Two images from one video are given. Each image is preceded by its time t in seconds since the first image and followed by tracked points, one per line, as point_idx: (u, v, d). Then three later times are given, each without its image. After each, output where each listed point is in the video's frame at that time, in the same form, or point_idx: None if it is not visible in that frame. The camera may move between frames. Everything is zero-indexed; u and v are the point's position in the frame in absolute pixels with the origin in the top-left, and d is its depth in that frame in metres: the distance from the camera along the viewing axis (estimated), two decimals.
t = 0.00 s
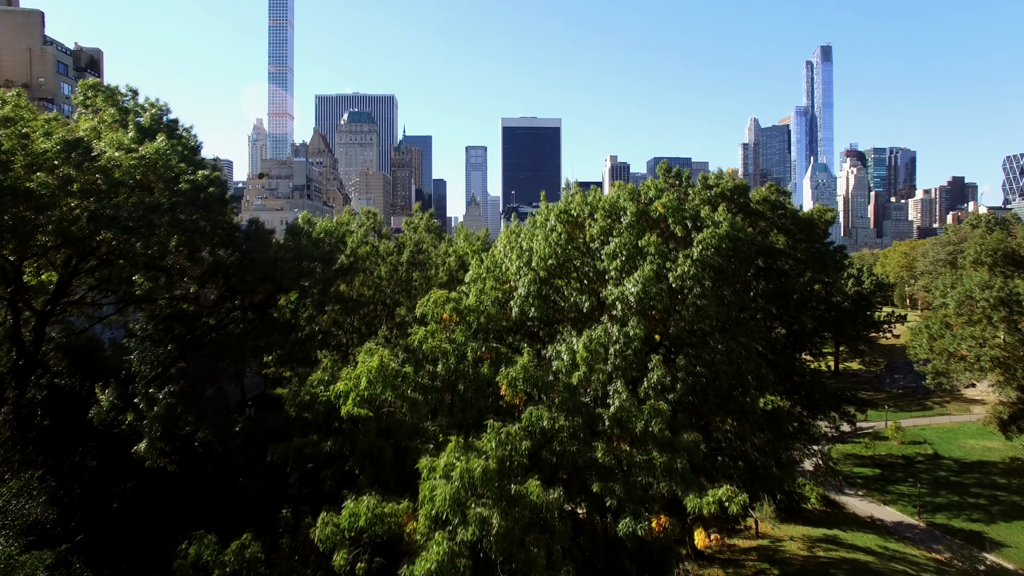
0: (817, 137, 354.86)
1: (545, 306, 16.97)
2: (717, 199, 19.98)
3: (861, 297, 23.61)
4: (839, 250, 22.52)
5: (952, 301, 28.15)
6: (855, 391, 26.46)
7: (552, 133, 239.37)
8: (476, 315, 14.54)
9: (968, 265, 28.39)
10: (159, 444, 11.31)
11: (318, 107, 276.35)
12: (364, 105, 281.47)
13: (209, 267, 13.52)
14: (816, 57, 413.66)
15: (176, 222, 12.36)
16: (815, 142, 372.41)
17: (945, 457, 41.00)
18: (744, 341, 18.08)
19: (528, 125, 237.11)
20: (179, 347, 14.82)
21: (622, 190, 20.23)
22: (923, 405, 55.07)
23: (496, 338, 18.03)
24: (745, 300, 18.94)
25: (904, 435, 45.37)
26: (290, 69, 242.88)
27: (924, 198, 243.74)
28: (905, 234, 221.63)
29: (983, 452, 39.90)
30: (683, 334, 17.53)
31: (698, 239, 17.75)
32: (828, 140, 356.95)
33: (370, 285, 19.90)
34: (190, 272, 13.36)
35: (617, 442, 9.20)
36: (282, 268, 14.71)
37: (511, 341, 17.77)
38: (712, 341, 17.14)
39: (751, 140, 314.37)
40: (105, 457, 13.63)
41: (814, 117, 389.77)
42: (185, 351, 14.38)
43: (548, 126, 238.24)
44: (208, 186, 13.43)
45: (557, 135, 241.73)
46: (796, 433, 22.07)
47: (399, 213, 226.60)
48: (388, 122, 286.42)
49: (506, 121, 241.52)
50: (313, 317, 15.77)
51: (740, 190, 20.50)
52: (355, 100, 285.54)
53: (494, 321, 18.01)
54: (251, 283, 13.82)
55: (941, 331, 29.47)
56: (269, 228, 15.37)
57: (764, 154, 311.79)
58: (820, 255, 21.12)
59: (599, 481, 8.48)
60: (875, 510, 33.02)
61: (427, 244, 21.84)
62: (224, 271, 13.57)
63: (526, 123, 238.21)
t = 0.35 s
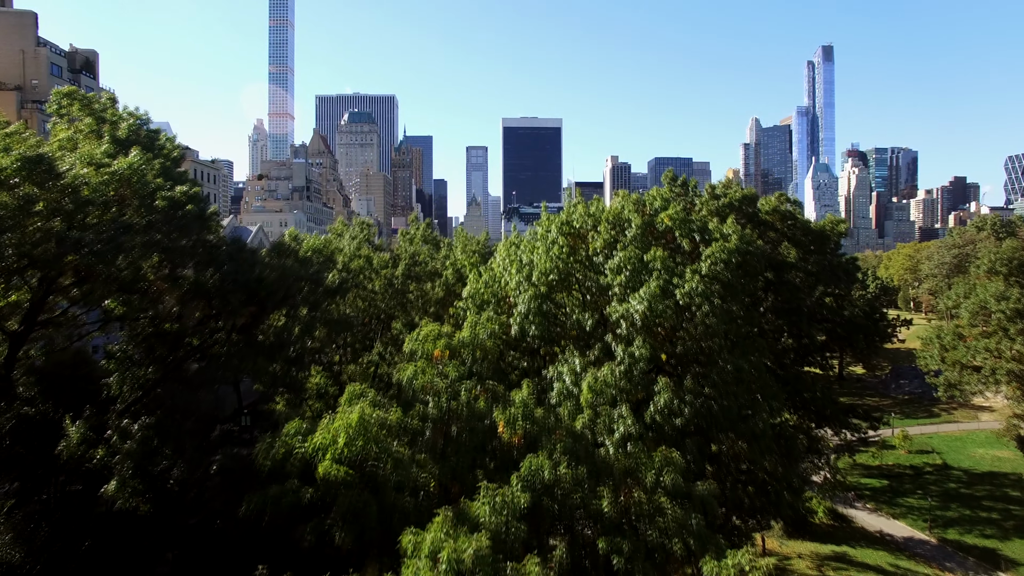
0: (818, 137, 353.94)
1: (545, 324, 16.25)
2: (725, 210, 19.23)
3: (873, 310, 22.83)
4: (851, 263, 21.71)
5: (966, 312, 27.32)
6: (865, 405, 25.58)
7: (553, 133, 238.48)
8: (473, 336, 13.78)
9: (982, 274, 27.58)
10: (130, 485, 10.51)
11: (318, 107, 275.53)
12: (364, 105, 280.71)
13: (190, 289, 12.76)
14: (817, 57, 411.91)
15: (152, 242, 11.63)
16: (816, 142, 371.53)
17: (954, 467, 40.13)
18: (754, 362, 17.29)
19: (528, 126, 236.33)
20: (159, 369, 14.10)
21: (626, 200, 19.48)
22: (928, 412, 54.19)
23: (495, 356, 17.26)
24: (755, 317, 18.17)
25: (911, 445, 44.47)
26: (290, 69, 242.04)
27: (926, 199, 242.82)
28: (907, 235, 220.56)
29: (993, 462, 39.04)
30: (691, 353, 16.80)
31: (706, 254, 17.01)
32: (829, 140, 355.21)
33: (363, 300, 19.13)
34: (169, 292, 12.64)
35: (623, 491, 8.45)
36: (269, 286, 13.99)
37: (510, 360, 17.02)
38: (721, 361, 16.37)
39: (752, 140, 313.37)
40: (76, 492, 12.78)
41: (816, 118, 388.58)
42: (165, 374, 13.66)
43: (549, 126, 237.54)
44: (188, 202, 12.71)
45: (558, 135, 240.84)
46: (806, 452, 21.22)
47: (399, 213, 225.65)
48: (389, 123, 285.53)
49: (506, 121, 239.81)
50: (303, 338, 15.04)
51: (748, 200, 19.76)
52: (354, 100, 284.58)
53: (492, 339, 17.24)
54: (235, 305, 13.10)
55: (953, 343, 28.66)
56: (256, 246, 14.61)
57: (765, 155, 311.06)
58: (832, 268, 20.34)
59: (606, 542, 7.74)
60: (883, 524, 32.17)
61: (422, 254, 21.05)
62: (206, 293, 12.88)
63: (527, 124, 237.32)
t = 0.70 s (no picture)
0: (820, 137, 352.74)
1: (546, 344, 15.46)
2: (734, 222, 18.42)
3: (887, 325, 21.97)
4: (865, 276, 20.85)
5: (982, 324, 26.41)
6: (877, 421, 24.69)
7: (554, 133, 237.49)
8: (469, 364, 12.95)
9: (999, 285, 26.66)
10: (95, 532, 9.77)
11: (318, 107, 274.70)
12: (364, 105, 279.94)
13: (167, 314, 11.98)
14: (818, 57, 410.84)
15: (122, 267, 10.83)
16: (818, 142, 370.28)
17: (964, 478, 39.17)
18: (765, 384, 16.47)
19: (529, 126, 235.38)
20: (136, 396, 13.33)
21: (631, 212, 18.67)
22: (936, 419, 53.24)
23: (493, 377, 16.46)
24: (766, 335, 17.35)
25: (920, 454, 43.56)
26: (290, 69, 241.09)
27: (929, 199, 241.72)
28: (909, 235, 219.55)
29: (1005, 474, 38.08)
30: (699, 375, 15.99)
31: (715, 270, 16.20)
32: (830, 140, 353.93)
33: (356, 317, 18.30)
34: (143, 318, 11.84)
35: (632, 554, 7.62)
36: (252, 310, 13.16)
37: (509, 381, 16.23)
38: (730, 384, 15.57)
39: (754, 140, 312.21)
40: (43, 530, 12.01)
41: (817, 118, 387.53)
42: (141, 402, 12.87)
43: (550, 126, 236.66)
44: (164, 223, 11.91)
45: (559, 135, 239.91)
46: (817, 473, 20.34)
47: (400, 214, 224.89)
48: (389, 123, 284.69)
49: (507, 121, 238.87)
50: (290, 363, 14.23)
51: (758, 211, 18.93)
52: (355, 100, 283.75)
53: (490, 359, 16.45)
54: (214, 331, 12.29)
55: (967, 355, 27.75)
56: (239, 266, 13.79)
57: (767, 155, 309.90)
58: (846, 282, 19.48)
59: None
60: (893, 540, 31.26)
61: (418, 267, 20.24)
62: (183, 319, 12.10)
63: (528, 124, 236.35)
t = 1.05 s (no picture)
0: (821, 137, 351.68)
1: (545, 366, 14.69)
2: (743, 235, 17.63)
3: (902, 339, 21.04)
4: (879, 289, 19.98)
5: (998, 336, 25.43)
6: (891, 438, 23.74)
7: (554, 134, 236.54)
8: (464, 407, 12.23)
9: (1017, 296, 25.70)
10: None
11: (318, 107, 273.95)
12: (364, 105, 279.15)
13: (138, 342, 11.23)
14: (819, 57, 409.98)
15: (86, 295, 10.06)
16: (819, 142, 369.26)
17: (974, 489, 38.24)
18: (776, 406, 15.65)
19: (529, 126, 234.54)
20: (110, 425, 12.59)
21: (635, 224, 17.90)
22: (943, 426, 52.30)
23: (489, 400, 15.71)
24: (777, 355, 16.53)
25: (928, 463, 42.59)
26: (290, 69, 240.18)
27: (931, 200, 240.78)
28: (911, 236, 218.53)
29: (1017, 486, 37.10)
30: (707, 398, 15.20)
31: (724, 287, 15.41)
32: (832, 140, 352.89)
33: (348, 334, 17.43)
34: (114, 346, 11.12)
35: None
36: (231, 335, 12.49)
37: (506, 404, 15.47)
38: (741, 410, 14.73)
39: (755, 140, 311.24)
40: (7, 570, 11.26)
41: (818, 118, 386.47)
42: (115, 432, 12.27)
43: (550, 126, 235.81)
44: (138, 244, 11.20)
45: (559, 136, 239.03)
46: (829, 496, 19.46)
47: (399, 214, 223.97)
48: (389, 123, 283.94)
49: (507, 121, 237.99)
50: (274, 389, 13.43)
51: (768, 224, 18.11)
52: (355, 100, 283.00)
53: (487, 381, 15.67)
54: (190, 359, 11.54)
55: (982, 368, 26.80)
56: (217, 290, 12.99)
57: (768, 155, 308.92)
58: (860, 297, 18.63)
59: None
60: (904, 556, 30.31)
61: (413, 281, 19.45)
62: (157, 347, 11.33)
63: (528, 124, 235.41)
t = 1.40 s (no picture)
0: (823, 138, 350.63)
1: (544, 391, 13.89)
2: (753, 251, 16.80)
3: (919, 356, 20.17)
4: (896, 306, 19.09)
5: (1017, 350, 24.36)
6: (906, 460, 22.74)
7: (554, 133, 235.60)
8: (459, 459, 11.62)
9: None
10: None
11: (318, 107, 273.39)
12: (364, 106, 278.49)
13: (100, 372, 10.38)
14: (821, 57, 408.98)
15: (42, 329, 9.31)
16: (820, 142, 368.13)
17: (985, 502, 37.17)
18: (792, 436, 14.75)
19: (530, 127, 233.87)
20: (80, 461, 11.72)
21: (640, 239, 17.09)
22: (950, 435, 51.29)
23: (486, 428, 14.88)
24: (791, 378, 15.68)
25: (936, 474, 41.53)
26: (290, 69, 239.27)
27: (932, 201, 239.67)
28: (913, 236, 217.43)
29: None
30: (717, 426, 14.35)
31: (736, 308, 14.59)
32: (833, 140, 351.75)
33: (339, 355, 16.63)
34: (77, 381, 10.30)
35: None
36: (210, 364, 11.70)
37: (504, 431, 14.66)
38: (753, 440, 13.83)
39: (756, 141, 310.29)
40: None
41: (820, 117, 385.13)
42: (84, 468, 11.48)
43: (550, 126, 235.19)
44: (108, 271, 10.47)
45: (560, 136, 238.30)
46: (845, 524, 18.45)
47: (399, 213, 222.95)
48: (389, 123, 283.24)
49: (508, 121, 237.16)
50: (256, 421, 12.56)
51: (778, 239, 17.31)
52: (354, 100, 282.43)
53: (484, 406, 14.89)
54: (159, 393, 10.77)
55: (999, 383, 25.79)
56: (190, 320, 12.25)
57: (769, 156, 307.99)
58: (878, 315, 17.76)
59: None
60: None
61: (407, 297, 18.66)
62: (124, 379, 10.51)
63: (529, 125, 234.52)
